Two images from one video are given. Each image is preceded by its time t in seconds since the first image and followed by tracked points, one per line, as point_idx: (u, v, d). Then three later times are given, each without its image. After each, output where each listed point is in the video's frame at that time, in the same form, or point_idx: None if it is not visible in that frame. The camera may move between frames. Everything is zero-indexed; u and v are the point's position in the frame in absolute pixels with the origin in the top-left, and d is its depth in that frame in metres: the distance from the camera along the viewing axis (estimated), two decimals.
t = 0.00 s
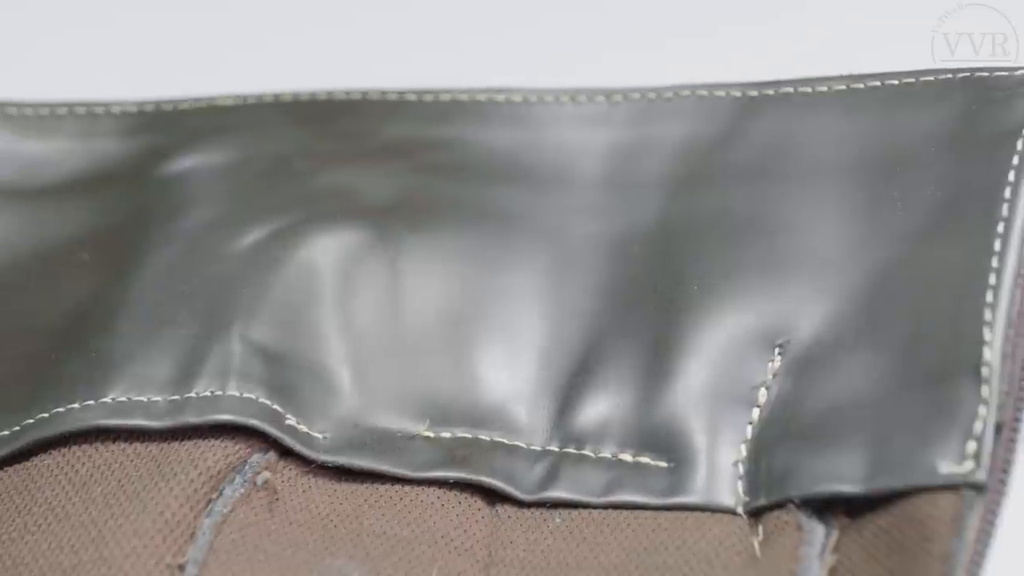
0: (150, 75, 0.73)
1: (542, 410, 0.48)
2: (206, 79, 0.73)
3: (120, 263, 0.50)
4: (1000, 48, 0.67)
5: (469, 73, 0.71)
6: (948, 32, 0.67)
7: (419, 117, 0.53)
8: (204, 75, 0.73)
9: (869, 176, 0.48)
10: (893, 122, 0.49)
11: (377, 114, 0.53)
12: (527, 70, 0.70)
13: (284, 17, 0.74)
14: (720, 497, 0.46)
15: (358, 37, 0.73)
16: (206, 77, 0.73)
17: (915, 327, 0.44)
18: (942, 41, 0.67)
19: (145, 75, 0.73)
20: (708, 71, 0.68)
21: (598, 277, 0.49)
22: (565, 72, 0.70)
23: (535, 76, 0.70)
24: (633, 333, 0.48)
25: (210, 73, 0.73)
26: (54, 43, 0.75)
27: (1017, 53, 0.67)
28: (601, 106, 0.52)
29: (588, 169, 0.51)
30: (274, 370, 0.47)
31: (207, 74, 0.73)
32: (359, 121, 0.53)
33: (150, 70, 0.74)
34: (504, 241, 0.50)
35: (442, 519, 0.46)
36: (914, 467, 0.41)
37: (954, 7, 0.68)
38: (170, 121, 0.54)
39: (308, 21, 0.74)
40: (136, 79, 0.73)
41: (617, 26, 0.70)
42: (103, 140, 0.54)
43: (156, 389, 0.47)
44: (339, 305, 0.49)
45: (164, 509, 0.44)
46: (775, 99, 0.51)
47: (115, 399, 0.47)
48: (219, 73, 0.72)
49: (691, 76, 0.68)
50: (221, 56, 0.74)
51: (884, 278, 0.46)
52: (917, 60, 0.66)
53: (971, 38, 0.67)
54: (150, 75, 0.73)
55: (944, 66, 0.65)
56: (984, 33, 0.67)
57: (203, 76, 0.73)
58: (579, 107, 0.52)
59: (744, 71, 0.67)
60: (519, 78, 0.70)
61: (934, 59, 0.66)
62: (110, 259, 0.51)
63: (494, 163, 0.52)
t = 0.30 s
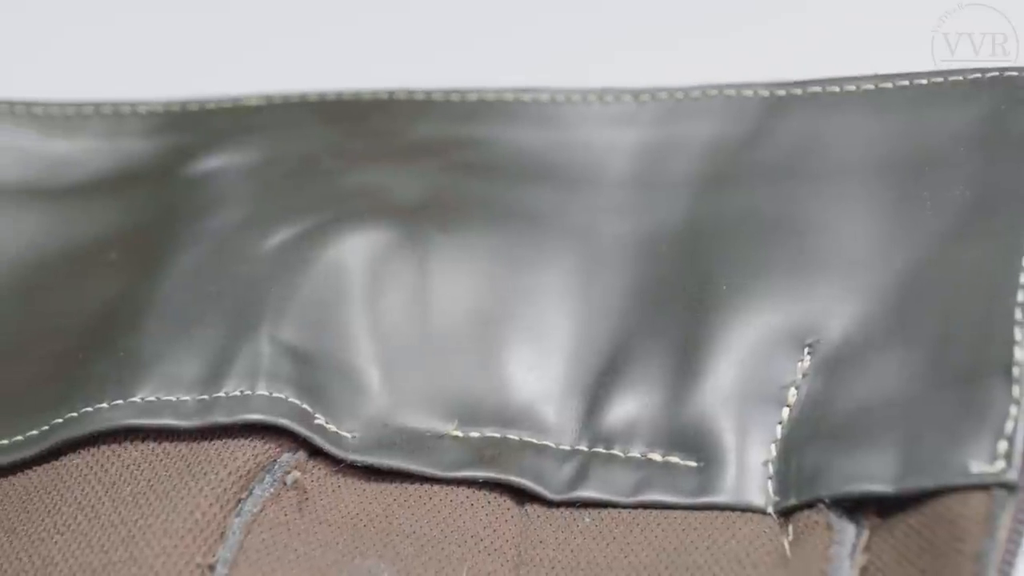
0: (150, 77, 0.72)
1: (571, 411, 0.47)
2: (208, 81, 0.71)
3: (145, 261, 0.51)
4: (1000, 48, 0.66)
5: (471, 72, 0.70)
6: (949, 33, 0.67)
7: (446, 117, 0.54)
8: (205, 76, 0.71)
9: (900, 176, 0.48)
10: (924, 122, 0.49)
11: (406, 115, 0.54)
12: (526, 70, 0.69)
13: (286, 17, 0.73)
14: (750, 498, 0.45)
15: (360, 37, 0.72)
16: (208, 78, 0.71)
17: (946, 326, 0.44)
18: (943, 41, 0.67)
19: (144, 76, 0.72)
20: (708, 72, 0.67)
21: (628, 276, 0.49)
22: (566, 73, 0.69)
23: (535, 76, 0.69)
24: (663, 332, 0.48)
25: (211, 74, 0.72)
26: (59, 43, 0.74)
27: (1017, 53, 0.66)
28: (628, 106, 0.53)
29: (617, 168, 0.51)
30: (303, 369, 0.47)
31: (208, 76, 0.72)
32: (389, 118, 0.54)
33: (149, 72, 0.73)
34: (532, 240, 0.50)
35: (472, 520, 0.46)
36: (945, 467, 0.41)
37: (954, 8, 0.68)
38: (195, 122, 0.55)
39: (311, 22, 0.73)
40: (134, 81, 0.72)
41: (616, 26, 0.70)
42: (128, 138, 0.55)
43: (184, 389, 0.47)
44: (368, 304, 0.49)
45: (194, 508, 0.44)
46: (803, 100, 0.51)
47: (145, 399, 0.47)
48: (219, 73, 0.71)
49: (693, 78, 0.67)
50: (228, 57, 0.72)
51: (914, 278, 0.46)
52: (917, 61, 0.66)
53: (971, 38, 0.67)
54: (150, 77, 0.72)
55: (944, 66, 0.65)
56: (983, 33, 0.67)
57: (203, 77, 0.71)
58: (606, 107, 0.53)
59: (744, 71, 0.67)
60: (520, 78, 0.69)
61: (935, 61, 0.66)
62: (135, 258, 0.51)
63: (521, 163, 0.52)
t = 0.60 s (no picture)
0: (155, 79, 0.70)
1: (600, 412, 0.47)
2: (219, 82, 0.69)
3: (175, 258, 0.51)
4: (1000, 48, 0.67)
5: (481, 74, 0.68)
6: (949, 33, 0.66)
7: (474, 117, 0.54)
8: (212, 76, 0.69)
9: (929, 176, 0.48)
10: (953, 123, 0.49)
11: (434, 115, 0.54)
12: (526, 71, 0.68)
13: (292, 17, 0.71)
14: (781, 499, 0.45)
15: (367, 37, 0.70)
16: (216, 78, 0.69)
17: (976, 327, 0.44)
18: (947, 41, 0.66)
19: (148, 78, 0.70)
20: (721, 74, 0.66)
21: (657, 276, 0.49)
22: (575, 74, 0.67)
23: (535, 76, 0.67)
24: (692, 332, 0.48)
25: (223, 74, 0.69)
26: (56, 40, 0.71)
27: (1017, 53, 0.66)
28: (655, 106, 0.52)
29: (645, 168, 0.51)
30: (333, 369, 0.47)
31: (218, 76, 0.69)
32: (416, 118, 0.54)
33: (153, 73, 0.70)
34: (560, 240, 0.50)
35: (502, 520, 0.46)
36: (977, 467, 0.41)
37: (954, 8, 0.68)
38: (221, 121, 0.55)
39: (312, 21, 0.71)
40: (136, 83, 0.70)
41: (617, 26, 0.68)
42: (155, 135, 0.55)
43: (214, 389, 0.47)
44: (398, 304, 0.49)
45: (224, 509, 0.44)
46: (832, 99, 0.51)
47: (174, 399, 0.47)
48: (226, 74, 0.69)
49: (694, 79, 0.65)
50: (240, 57, 0.70)
51: (945, 278, 0.46)
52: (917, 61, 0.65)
53: (971, 38, 0.66)
54: (156, 79, 0.69)
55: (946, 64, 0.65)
56: (983, 33, 0.67)
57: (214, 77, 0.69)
58: (633, 106, 0.52)
59: (745, 71, 0.66)
60: (520, 77, 0.67)
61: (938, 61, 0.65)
62: (164, 257, 0.51)
63: (549, 163, 0.52)
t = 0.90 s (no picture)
0: (165, 83, 0.67)
1: (629, 413, 0.47)
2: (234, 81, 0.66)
3: (202, 261, 0.51)
4: (999, 48, 0.65)
5: (494, 75, 0.65)
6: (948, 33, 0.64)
7: (501, 119, 0.54)
8: (223, 76, 0.66)
9: (958, 176, 0.48)
10: (981, 123, 0.49)
11: (460, 116, 0.54)
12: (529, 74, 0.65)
13: (290, 18, 0.69)
14: (811, 499, 0.45)
15: (377, 37, 0.68)
16: (217, 79, 0.66)
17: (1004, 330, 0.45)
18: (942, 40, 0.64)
19: (154, 81, 0.67)
20: (741, 75, 0.63)
21: (685, 276, 0.49)
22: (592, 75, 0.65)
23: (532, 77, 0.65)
24: (721, 332, 0.48)
25: (234, 74, 0.67)
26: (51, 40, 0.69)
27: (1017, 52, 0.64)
28: (683, 107, 0.52)
29: (673, 168, 0.51)
30: (362, 370, 0.47)
31: (230, 76, 0.66)
32: (442, 119, 0.54)
33: (160, 76, 0.67)
34: (588, 241, 0.50)
35: (532, 520, 0.46)
36: (1009, 468, 0.42)
37: (953, 7, 0.65)
38: (246, 122, 0.55)
39: (316, 22, 0.68)
40: (140, 85, 0.67)
41: (625, 25, 0.66)
42: (180, 135, 0.55)
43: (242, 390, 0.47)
44: (427, 304, 0.49)
45: (255, 509, 0.44)
46: (860, 100, 0.51)
47: (203, 399, 0.47)
48: (231, 75, 0.66)
49: (704, 80, 0.63)
50: (249, 57, 0.67)
51: (975, 279, 0.46)
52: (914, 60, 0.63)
53: (971, 38, 0.64)
54: (166, 82, 0.67)
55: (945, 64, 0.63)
56: (982, 32, 0.65)
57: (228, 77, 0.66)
58: (661, 106, 0.52)
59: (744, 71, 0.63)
60: (519, 76, 0.64)
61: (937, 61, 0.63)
62: (192, 258, 0.51)
63: (576, 164, 0.52)
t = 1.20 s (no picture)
0: (171, 84, 0.67)
1: (658, 413, 0.47)
2: (244, 82, 0.66)
3: (230, 262, 0.51)
4: (999, 48, 0.64)
5: (506, 75, 0.64)
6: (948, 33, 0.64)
7: (531, 118, 0.54)
8: (228, 76, 0.66)
9: (986, 176, 0.48)
10: (1010, 124, 0.49)
11: (488, 116, 0.54)
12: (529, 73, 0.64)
13: (300, 18, 0.69)
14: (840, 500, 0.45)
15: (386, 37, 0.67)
16: (225, 78, 0.66)
17: None
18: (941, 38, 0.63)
19: (158, 82, 0.66)
20: (753, 74, 0.63)
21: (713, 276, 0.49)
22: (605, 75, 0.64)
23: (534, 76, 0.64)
24: (750, 332, 0.48)
25: (244, 75, 0.66)
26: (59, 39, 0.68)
27: (1017, 52, 0.64)
28: (711, 107, 0.52)
29: (701, 168, 0.51)
30: (392, 370, 0.47)
31: (239, 76, 0.66)
32: (470, 119, 0.55)
33: (164, 77, 0.67)
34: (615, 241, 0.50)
35: (562, 520, 0.45)
36: None
37: (954, 7, 0.65)
38: (275, 122, 0.55)
39: (327, 22, 0.68)
40: (145, 87, 0.67)
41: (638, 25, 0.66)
42: (209, 135, 0.55)
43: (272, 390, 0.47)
44: (457, 304, 0.49)
45: (285, 509, 0.43)
46: (888, 100, 0.51)
47: (233, 399, 0.47)
48: (240, 75, 0.66)
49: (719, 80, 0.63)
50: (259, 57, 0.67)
51: (1005, 279, 0.46)
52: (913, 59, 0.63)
53: (971, 38, 0.64)
54: (172, 83, 0.66)
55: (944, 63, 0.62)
56: (982, 32, 0.64)
57: (233, 77, 0.66)
58: (689, 106, 0.52)
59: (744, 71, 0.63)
60: (519, 75, 0.64)
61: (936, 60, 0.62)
62: (221, 259, 0.51)
63: (605, 164, 0.52)
